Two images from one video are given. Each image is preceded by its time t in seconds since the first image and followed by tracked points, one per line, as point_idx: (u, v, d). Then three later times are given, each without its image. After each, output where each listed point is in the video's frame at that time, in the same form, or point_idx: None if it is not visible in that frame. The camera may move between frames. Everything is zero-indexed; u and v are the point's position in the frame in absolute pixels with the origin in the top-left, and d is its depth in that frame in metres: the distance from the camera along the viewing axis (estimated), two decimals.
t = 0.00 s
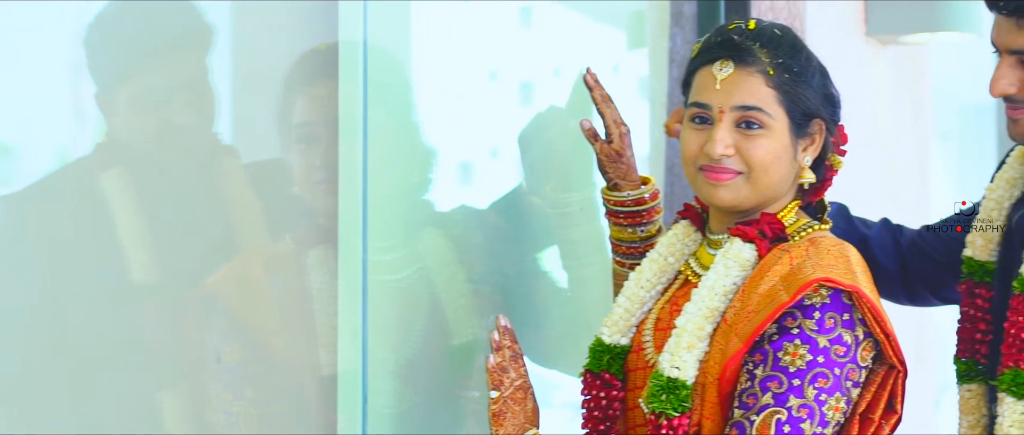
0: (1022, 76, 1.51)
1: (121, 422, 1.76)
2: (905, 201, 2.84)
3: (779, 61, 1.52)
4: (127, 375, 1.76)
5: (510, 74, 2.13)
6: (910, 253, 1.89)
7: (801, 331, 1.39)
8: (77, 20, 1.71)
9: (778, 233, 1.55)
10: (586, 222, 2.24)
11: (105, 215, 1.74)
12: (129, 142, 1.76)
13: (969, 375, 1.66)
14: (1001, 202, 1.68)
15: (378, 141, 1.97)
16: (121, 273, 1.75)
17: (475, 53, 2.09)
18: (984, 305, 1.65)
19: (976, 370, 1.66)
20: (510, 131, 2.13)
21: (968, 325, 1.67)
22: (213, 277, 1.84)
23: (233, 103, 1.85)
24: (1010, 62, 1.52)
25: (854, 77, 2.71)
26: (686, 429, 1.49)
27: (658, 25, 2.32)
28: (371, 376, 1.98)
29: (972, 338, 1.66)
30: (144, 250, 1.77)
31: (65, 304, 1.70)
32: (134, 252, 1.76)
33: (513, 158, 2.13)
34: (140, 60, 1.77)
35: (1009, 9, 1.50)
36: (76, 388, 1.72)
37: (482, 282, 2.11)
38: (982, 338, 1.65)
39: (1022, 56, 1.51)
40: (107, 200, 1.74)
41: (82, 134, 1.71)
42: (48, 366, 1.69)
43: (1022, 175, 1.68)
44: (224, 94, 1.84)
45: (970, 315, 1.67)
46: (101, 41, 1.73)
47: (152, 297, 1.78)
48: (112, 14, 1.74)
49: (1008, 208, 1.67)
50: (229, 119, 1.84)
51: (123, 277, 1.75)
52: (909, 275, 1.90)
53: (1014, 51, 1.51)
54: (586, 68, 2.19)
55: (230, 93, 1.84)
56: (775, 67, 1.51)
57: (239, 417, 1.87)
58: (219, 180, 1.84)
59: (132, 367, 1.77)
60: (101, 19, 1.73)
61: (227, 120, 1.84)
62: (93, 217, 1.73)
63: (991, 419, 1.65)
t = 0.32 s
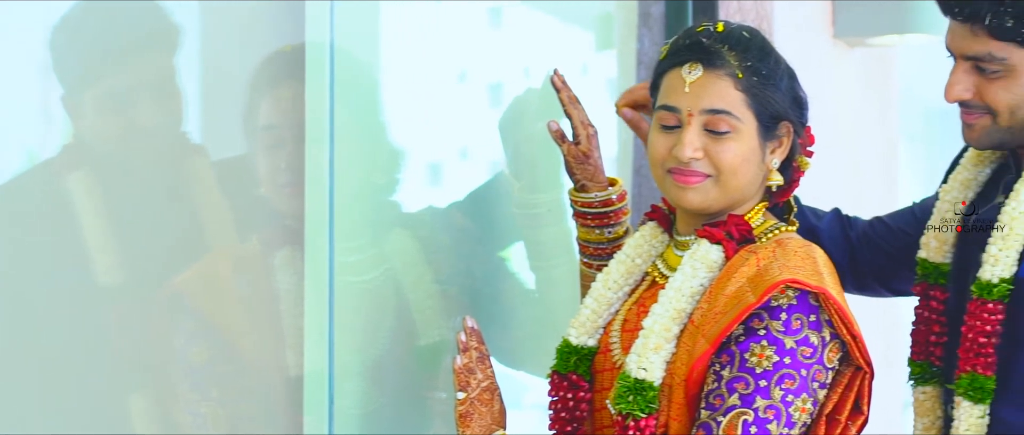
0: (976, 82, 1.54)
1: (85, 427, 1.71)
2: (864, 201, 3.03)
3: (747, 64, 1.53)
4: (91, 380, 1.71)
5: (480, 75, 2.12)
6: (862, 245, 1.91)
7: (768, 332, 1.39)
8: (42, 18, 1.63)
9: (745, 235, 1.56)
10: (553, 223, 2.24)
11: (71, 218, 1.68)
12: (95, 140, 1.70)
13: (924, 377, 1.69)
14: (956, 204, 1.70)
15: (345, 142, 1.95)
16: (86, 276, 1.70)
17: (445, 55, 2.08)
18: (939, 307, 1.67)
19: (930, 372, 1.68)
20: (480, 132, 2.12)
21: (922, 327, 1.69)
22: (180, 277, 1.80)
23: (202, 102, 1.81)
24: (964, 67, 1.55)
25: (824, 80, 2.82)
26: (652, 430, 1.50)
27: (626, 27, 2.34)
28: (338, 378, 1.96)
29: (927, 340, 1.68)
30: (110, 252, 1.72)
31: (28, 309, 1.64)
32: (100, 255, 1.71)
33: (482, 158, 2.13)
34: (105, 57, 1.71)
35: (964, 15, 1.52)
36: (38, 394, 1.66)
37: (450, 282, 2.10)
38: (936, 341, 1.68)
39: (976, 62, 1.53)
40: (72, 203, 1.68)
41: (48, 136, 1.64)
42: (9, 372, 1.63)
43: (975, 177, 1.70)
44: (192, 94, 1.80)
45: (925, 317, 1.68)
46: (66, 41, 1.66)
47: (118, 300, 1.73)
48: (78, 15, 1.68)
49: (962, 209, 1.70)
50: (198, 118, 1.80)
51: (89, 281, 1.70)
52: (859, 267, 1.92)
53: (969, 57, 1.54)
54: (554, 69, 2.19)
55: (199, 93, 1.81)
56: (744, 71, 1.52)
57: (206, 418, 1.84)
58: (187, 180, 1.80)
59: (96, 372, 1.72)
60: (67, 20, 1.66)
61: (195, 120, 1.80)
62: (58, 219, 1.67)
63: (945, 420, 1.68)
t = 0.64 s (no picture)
0: (935, 88, 1.52)
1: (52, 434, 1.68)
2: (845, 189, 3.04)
3: (720, 69, 1.54)
4: (58, 385, 1.68)
5: (452, 77, 2.11)
6: (821, 241, 1.92)
7: (738, 335, 1.40)
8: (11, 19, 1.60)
9: (716, 237, 1.57)
10: (525, 225, 2.25)
11: (39, 219, 1.64)
12: (64, 141, 1.66)
13: (885, 381, 1.71)
14: (916, 207, 1.70)
15: (315, 143, 1.93)
16: (54, 280, 1.66)
17: (418, 57, 2.07)
18: (899, 311, 1.69)
19: (891, 375, 1.70)
20: (453, 134, 2.12)
21: (883, 331, 1.71)
22: (150, 280, 1.77)
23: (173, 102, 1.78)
24: (923, 74, 1.53)
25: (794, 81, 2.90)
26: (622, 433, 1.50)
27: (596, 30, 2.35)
28: (308, 380, 1.94)
29: (888, 343, 1.70)
30: (78, 255, 1.69)
31: None
32: (67, 258, 1.68)
33: (455, 160, 2.12)
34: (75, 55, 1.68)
35: (922, 23, 1.51)
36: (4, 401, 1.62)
37: (420, 284, 2.09)
38: (897, 344, 1.70)
39: (935, 69, 1.51)
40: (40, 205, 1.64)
41: (19, 137, 1.61)
42: None
43: (935, 180, 1.70)
44: (163, 94, 1.77)
45: (885, 320, 1.70)
46: (37, 42, 1.63)
47: (87, 304, 1.70)
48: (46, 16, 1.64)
49: (922, 211, 1.70)
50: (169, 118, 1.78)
51: (57, 285, 1.66)
52: (816, 261, 1.94)
53: (928, 63, 1.52)
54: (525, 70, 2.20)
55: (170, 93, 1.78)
56: (717, 75, 1.53)
57: (176, 420, 1.82)
58: (157, 181, 1.78)
59: (64, 377, 1.68)
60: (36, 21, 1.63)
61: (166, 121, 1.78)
62: (26, 222, 1.63)
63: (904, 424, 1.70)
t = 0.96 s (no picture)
0: (891, 97, 1.52)
1: None
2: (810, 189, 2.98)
3: (693, 75, 1.55)
4: (23, 393, 1.64)
5: (422, 81, 2.10)
6: (776, 236, 1.95)
7: (706, 339, 1.41)
8: None
9: (684, 241, 1.59)
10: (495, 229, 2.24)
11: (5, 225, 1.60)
12: (33, 145, 1.63)
13: (842, 386, 1.69)
14: (873, 212, 1.72)
15: (283, 145, 1.92)
16: (20, 287, 1.62)
17: (388, 61, 2.06)
18: (857, 316, 1.69)
19: (848, 381, 1.69)
20: (424, 138, 2.11)
21: (841, 336, 1.71)
22: (117, 285, 1.75)
23: (142, 104, 1.76)
24: (878, 83, 1.53)
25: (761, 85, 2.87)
26: None
27: (565, 34, 2.36)
28: (275, 384, 1.92)
29: (846, 349, 1.69)
30: (44, 261, 1.65)
31: None
32: (33, 263, 1.64)
33: (426, 164, 2.11)
34: (45, 59, 1.64)
35: (877, 32, 1.50)
36: None
37: (388, 288, 2.08)
38: (855, 349, 1.69)
39: (891, 78, 1.51)
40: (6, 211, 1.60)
41: None
42: None
43: (891, 185, 1.72)
44: (132, 97, 1.75)
45: (844, 325, 1.70)
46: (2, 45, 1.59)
47: (53, 311, 1.67)
48: (12, 18, 1.60)
49: (879, 217, 1.71)
50: (139, 119, 1.76)
51: (23, 292, 1.63)
52: (771, 257, 1.96)
53: (883, 72, 1.51)
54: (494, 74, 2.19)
55: (138, 96, 1.76)
56: (689, 82, 1.54)
57: (144, 423, 1.80)
58: (126, 185, 1.75)
59: (29, 384, 1.65)
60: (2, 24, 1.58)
61: (135, 124, 1.75)
62: None
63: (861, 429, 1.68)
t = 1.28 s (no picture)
0: (848, 102, 1.52)
1: None
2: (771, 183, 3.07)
3: (667, 79, 1.57)
4: None
5: (394, 83, 2.10)
6: (733, 230, 1.97)
7: (677, 340, 1.43)
8: None
9: (655, 243, 1.60)
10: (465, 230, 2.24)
11: None
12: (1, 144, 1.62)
13: (801, 388, 1.71)
14: (831, 214, 1.72)
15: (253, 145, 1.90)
16: None
17: (359, 62, 2.05)
18: (816, 318, 1.68)
19: (807, 383, 1.70)
20: (395, 139, 2.10)
21: (800, 338, 1.71)
22: (87, 284, 1.73)
23: (114, 104, 1.76)
24: (836, 88, 1.52)
25: (730, 89, 2.94)
26: None
27: (536, 36, 2.37)
28: (243, 384, 1.90)
29: (805, 351, 1.70)
30: (13, 262, 1.64)
31: None
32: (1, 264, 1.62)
33: (397, 165, 2.11)
34: (16, 61, 1.64)
35: (834, 39, 1.50)
36: None
37: (359, 289, 2.07)
38: (813, 351, 1.69)
39: (848, 84, 1.51)
40: None
41: None
42: None
43: (849, 187, 1.72)
44: (103, 96, 1.74)
45: (803, 327, 1.70)
46: None
47: (21, 311, 1.65)
48: None
49: (837, 219, 1.71)
50: (110, 119, 1.75)
51: None
52: (729, 251, 1.99)
53: (841, 78, 1.51)
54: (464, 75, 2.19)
55: (109, 95, 1.75)
56: (664, 85, 1.56)
57: (113, 423, 1.78)
58: (96, 184, 1.74)
59: None
60: None
61: (105, 123, 1.74)
62: None
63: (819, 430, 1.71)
